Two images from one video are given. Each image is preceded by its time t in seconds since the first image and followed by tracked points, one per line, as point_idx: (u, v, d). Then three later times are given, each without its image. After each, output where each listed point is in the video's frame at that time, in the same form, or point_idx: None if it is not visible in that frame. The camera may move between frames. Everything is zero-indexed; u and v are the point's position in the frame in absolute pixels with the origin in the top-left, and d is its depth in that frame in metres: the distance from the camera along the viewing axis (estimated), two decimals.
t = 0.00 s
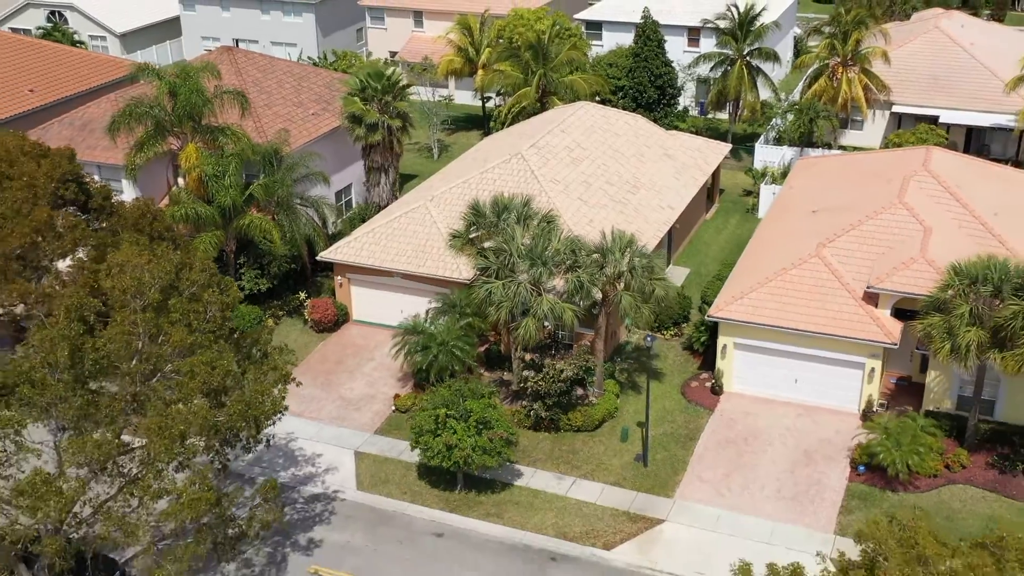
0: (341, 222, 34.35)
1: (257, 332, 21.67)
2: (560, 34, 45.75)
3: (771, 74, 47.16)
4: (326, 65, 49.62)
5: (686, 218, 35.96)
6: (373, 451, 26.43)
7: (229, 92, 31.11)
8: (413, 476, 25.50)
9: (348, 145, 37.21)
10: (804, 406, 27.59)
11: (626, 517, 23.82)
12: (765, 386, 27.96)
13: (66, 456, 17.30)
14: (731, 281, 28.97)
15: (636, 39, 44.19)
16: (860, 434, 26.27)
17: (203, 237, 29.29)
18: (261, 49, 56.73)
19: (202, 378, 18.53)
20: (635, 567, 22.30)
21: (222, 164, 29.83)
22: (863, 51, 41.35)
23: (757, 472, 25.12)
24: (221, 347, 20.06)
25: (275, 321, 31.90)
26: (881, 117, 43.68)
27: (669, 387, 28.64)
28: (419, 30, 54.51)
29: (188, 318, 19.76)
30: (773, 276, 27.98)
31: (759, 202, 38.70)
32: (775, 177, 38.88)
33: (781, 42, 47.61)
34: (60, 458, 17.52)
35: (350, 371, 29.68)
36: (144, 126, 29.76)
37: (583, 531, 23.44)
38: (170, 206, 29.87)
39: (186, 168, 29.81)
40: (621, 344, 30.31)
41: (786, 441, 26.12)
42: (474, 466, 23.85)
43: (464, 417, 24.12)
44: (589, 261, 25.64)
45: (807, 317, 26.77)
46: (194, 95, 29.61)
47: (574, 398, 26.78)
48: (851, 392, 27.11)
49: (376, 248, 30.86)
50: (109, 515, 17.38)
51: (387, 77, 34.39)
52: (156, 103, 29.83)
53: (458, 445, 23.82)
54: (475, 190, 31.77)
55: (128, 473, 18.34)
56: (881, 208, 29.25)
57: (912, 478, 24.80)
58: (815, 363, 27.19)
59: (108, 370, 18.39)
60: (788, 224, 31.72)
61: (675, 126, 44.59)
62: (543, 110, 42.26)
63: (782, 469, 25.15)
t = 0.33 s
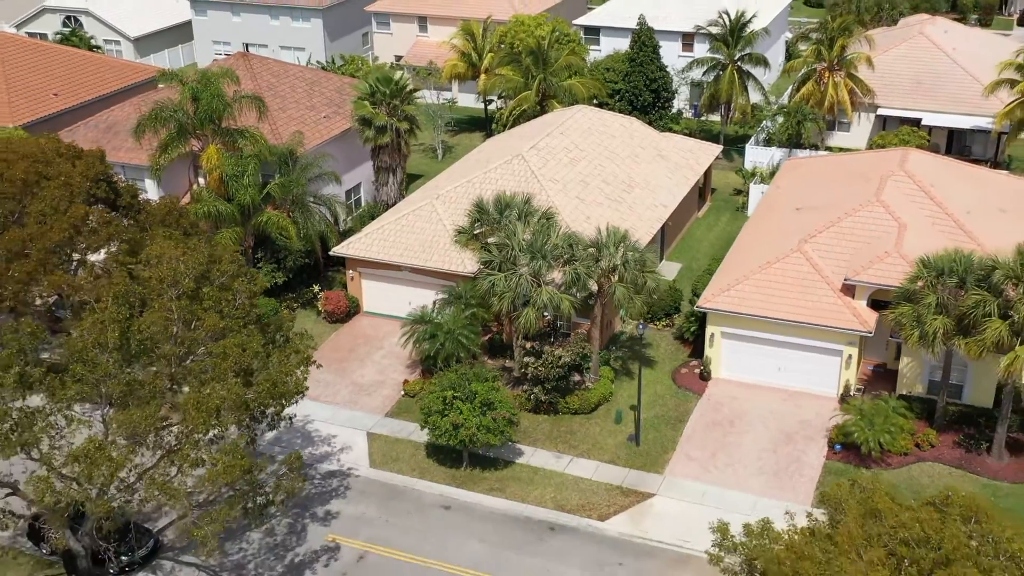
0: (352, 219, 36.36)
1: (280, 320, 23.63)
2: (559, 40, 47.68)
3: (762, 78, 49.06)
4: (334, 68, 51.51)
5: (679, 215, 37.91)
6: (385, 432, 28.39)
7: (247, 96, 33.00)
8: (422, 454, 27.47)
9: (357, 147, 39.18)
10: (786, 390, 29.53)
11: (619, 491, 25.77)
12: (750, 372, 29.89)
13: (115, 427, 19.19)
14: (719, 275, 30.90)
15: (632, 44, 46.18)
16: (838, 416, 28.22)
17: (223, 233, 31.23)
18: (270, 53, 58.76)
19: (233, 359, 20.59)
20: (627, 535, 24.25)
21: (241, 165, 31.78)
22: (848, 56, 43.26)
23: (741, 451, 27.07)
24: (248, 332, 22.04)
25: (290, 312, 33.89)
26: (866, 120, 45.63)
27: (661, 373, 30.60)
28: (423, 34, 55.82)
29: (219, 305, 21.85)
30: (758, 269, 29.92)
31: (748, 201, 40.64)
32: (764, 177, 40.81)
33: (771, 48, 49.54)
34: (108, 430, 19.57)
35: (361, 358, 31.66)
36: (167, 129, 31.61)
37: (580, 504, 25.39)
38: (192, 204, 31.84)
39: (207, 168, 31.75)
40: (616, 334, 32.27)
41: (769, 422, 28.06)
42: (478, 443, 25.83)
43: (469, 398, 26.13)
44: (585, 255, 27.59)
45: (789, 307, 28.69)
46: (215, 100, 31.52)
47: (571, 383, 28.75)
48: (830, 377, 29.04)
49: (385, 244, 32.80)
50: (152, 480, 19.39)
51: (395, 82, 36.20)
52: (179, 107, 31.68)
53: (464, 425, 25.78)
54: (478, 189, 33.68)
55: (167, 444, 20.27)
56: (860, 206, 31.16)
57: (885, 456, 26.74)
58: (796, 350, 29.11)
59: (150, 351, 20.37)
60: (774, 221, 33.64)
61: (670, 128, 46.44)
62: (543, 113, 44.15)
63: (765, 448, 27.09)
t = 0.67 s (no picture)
0: (362, 220, 38.48)
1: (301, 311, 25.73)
2: (558, 47, 49.82)
3: (752, 84, 51.27)
4: (341, 74, 53.61)
5: (671, 216, 40.02)
6: (395, 417, 30.49)
7: (264, 104, 35.05)
8: (430, 437, 29.58)
9: (366, 150, 41.31)
10: (770, 379, 31.59)
11: (613, 471, 27.87)
12: (736, 362, 31.97)
13: (157, 407, 21.34)
14: (708, 272, 33.00)
15: (628, 52, 48.33)
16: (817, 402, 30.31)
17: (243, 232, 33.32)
18: (279, 58, 60.93)
19: (262, 346, 22.68)
20: (620, 510, 26.35)
21: (259, 168, 33.86)
22: (834, 64, 45.33)
23: (726, 434, 29.16)
24: (274, 322, 24.15)
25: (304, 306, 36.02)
26: (851, 124, 47.78)
27: (653, 363, 32.71)
28: (426, 41, 58.01)
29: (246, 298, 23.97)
30: (744, 266, 31.99)
31: (738, 201, 42.77)
32: (753, 179, 42.91)
33: (760, 55, 51.73)
34: (150, 409, 21.68)
35: (372, 350, 33.78)
36: (189, 134, 33.65)
37: (576, 482, 27.49)
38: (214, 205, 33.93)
39: (228, 172, 33.83)
40: (611, 327, 34.39)
41: (753, 408, 30.15)
42: (483, 426, 27.92)
43: (474, 384, 28.22)
44: (582, 253, 29.67)
45: (772, 301, 30.76)
46: (235, 107, 33.57)
47: (569, 372, 30.86)
48: (811, 367, 31.09)
49: (394, 242, 34.89)
50: (191, 455, 21.51)
51: (403, 89, 38.34)
52: (201, 114, 33.72)
53: (470, 409, 27.88)
54: (482, 191, 35.75)
55: (203, 423, 22.41)
56: (840, 207, 33.24)
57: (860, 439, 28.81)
58: (778, 342, 31.17)
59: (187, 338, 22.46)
60: (761, 221, 35.73)
61: (664, 132, 48.59)
62: (543, 117, 46.22)
63: (749, 431, 29.19)
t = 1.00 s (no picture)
0: (371, 220, 40.68)
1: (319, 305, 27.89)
2: (558, 55, 51.96)
3: (743, 91, 53.48)
4: (349, 80, 55.74)
5: (664, 216, 42.19)
6: (404, 405, 32.66)
7: (280, 111, 37.19)
8: (438, 423, 31.77)
9: (375, 154, 43.49)
10: (755, 369, 33.77)
11: (607, 453, 30.04)
12: (723, 354, 34.14)
13: (193, 390, 23.56)
14: (697, 269, 35.16)
15: (624, 60, 50.49)
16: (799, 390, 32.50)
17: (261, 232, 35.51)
18: (288, 64, 63.09)
19: (286, 336, 24.88)
20: (614, 489, 28.53)
21: (276, 171, 36.00)
22: (820, 71, 47.42)
23: (713, 420, 31.32)
24: (295, 314, 26.32)
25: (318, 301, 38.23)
26: (837, 129, 50.01)
27: (646, 355, 34.90)
28: (431, 48, 60.11)
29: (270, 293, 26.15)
30: (731, 263, 34.16)
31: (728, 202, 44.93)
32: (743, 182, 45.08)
33: (751, 62, 53.93)
34: (186, 392, 23.89)
35: (383, 342, 35.98)
36: (210, 140, 35.81)
37: (573, 463, 29.66)
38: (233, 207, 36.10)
39: (247, 175, 35.95)
40: (606, 321, 36.58)
41: (739, 396, 32.33)
42: (486, 412, 30.11)
43: (479, 373, 30.40)
44: (578, 251, 31.82)
45: (757, 297, 32.93)
46: (253, 115, 35.66)
47: (567, 363, 33.05)
48: (793, 358, 33.24)
49: (402, 241, 37.07)
50: (223, 433, 23.72)
51: (410, 97, 40.42)
52: (221, 121, 35.83)
53: (475, 396, 30.04)
54: (485, 193, 37.90)
55: (233, 405, 24.62)
56: (821, 209, 35.39)
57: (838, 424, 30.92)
58: (762, 334, 33.33)
59: (217, 329, 24.65)
60: (748, 222, 37.88)
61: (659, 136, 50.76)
62: (543, 122, 48.36)
63: (734, 417, 31.34)
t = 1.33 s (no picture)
0: (380, 221, 42.93)
1: (334, 299, 30.09)
2: (557, 61, 54.16)
3: (735, 96, 55.69)
4: (356, 85, 57.95)
5: (658, 217, 44.42)
6: (413, 393, 34.89)
7: (294, 117, 39.38)
8: (444, 410, 34.01)
9: (383, 157, 45.69)
10: (741, 360, 35.98)
11: (602, 438, 32.26)
12: (712, 346, 36.34)
13: (223, 376, 25.81)
14: (688, 266, 37.40)
15: (621, 67, 52.70)
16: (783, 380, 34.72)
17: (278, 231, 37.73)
18: (297, 69, 65.32)
19: (307, 327, 27.11)
20: (608, 470, 30.75)
21: (292, 174, 38.20)
22: (808, 78, 49.61)
23: (702, 407, 33.53)
24: (314, 307, 28.52)
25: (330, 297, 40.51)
26: (825, 133, 52.26)
27: (639, 347, 37.13)
28: (434, 54, 62.37)
29: (290, 288, 28.35)
30: (719, 261, 36.38)
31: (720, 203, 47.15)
32: (733, 184, 47.30)
33: (742, 68, 56.17)
34: (216, 377, 26.11)
35: (392, 335, 38.24)
36: (228, 145, 37.87)
37: (570, 447, 31.87)
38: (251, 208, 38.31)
39: (265, 178, 38.13)
40: (602, 316, 38.81)
41: (726, 385, 34.55)
42: (490, 399, 32.31)
43: (483, 362, 32.63)
44: (576, 249, 34.00)
45: (743, 292, 35.15)
46: (270, 120, 37.80)
47: (565, 354, 35.30)
48: (777, 350, 35.45)
49: (410, 240, 39.30)
50: (250, 415, 25.95)
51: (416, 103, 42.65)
52: (239, 127, 37.94)
53: (479, 385, 32.26)
54: (488, 194, 40.10)
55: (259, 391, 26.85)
56: (804, 209, 37.60)
57: (818, 411, 33.11)
58: (748, 328, 35.54)
59: (244, 320, 26.88)
60: (736, 221, 40.11)
61: (654, 140, 52.95)
62: (543, 127, 50.54)
63: (721, 404, 33.56)
